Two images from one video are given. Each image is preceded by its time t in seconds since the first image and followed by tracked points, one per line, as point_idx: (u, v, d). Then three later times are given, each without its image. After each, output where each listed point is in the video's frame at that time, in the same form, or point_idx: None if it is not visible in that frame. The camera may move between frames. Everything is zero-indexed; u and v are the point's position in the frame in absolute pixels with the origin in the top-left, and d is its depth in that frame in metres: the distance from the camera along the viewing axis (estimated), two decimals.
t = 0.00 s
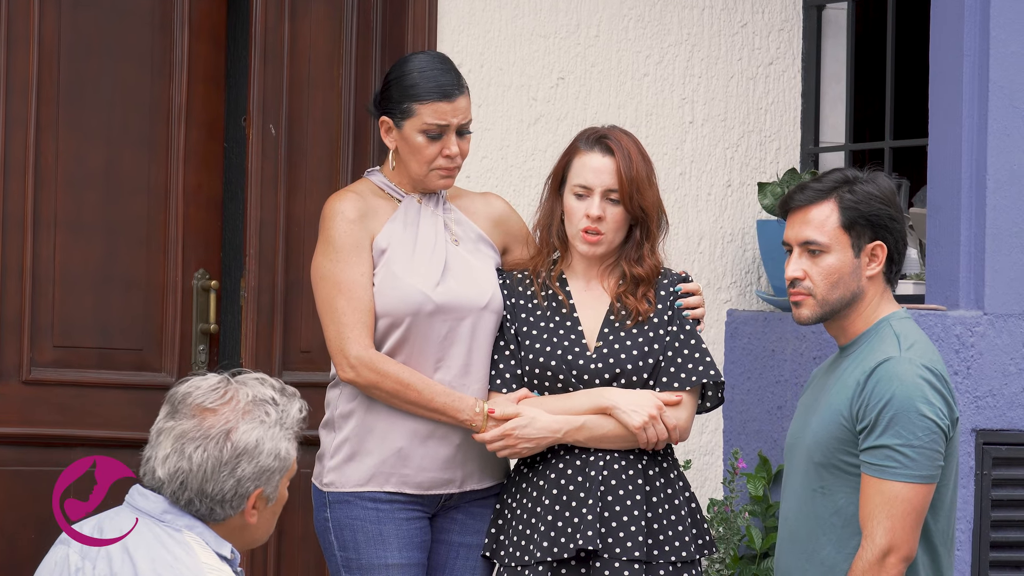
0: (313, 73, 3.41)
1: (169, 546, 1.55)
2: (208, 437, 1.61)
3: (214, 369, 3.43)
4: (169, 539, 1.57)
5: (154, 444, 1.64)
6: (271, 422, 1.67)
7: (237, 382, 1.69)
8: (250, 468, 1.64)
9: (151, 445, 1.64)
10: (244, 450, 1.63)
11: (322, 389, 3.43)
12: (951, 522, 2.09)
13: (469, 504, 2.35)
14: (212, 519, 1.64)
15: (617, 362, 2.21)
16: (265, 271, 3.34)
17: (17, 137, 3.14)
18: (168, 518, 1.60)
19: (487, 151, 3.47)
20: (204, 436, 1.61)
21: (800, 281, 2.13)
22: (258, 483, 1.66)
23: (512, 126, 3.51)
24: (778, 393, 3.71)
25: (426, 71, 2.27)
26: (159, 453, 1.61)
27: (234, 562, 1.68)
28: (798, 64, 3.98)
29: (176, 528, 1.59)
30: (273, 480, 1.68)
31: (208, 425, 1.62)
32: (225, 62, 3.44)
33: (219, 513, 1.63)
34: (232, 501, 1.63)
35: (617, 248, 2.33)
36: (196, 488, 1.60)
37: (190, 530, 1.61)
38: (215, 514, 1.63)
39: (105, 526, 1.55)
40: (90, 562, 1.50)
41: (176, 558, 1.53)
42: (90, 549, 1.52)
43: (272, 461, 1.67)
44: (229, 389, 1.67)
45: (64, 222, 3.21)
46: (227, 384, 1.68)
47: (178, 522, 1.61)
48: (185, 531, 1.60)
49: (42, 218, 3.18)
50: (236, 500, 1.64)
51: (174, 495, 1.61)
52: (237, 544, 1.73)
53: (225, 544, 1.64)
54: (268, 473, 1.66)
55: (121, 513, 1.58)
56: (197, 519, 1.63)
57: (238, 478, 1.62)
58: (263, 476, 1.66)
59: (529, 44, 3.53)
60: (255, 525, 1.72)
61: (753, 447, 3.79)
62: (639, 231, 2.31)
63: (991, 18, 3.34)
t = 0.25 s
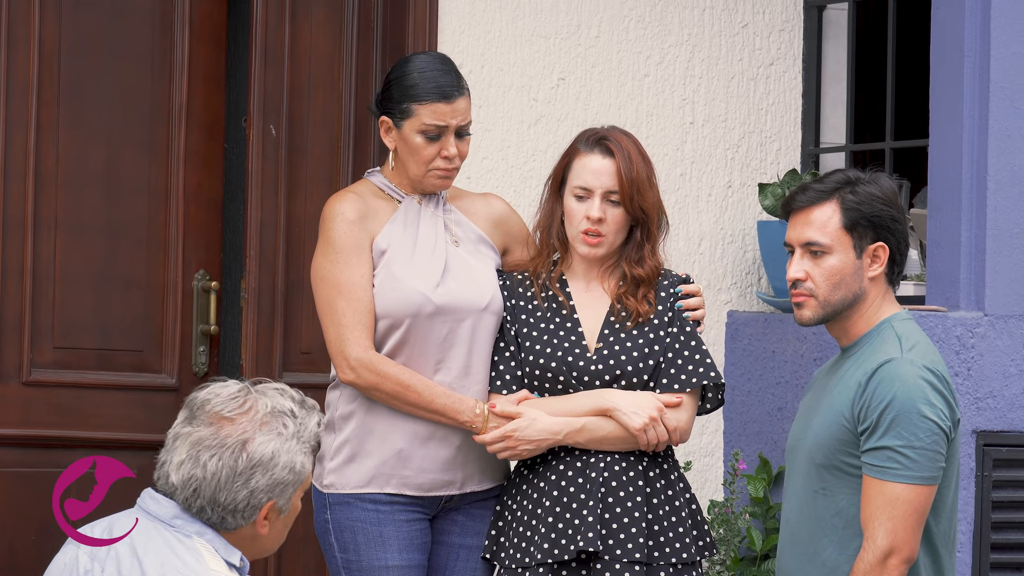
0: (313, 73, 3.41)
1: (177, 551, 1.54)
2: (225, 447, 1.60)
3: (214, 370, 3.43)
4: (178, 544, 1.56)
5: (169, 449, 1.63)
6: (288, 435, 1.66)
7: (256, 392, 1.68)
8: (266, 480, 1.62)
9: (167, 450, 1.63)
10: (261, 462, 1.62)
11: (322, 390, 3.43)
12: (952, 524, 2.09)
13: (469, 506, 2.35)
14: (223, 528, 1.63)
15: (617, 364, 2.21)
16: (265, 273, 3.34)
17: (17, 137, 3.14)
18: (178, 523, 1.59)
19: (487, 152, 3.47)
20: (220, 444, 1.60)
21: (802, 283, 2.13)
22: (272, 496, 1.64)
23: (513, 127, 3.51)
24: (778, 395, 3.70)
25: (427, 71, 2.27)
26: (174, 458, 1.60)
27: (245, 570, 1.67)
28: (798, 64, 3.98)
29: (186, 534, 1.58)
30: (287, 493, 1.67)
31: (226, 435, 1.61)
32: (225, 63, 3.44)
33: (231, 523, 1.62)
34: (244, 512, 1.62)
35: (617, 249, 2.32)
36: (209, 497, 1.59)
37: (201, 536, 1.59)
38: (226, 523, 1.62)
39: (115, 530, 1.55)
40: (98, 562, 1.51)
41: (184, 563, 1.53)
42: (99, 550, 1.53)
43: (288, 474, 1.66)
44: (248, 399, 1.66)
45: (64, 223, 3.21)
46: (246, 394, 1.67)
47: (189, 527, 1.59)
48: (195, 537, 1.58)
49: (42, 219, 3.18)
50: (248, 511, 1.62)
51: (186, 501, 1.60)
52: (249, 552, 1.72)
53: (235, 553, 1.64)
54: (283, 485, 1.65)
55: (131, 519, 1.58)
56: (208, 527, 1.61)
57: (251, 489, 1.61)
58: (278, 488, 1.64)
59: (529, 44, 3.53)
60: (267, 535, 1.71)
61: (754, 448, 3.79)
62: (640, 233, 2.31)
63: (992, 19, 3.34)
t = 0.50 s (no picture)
0: (315, 76, 3.41)
1: (188, 559, 1.52)
2: (243, 454, 1.57)
3: (216, 372, 3.43)
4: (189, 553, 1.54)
5: (189, 450, 1.60)
6: (309, 449, 1.62)
7: (281, 403, 1.64)
8: (282, 492, 1.59)
9: (187, 451, 1.61)
10: (279, 474, 1.58)
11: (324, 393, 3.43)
12: (956, 527, 2.09)
13: (471, 509, 2.35)
14: (234, 536, 1.60)
15: (620, 367, 2.21)
16: (267, 275, 3.34)
17: (20, 139, 3.14)
18: (191, 529, 1.57)
19: (489, 154, 3.47)
20: (239, 452, 1.57)
21: (805, 286, 2.13)
22: (285, 508, 1.61)
23: (515, 129, 3.51)
24: (781, 397, 3.70)
25: (430, 74, 2.27)
26: (193, 461, 1.58)
27: None
28: (800, 67, 3.98)
29: (198, 541, 1.56)
30: (302, 506, 1.63)
31: (247, 442, 1.58)
32: (227, 66, 3.45)
33: (241, 531, 1.59)
34: (256, 522, 1.58)
35: (619, 252, 2.32)
36: (222, 502, 1.56)
37: (213, 543, 1.57)
38: (237, 531, 1.59)
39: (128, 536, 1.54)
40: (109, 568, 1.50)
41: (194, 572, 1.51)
42: (111, 555, 1.52)
43: (305, 487, 1.62)
44: (273, 409, 1.63)
45: (66, 226, 3.21)
46: (272, 404, 1.63)
47: (201, 534, 1.57)
48: (207, 544, 1.56)
49: (44, 222, 3.18)
50: (260, 521, 1.59)
51: (200, 506, 1.57)
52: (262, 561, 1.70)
53: (246, 560, 1.62)
54: (299, 499, 1.61)
55: (145, 523, 1.56)
56: (219, 533, 1.59)
57: (265, 499, 1.58)
58: (293, 502, 1.61)
59: (531, 47, 3.53)
60: (278, 546, 1.68)
61: (756, 451, 3.78)
62: (642, 236, 2.31)
63: (994, 22, 3.35)
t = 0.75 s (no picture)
0: (315, 75, 3.41)
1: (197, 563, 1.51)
2: (268, 455, 1.57)
3: (216, 372, 3.43)
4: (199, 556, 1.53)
5: (219, 443, 1.61)
6: (333, 468, 1.61)
7: (320, 420, 1.65)
8: (296, 501, 1.57)
9: (217, 444, 1.62)
10: (298, 484, 1.57)
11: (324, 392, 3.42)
12: (956, 527, 2.09)
13: (471, 508, 2.35)
14: (240, 537, 1.58)
15: (620, 367, 2.21)
16: (267, 275, 3.34)
17: (19, 139, 3.14)
18: (199, 532, 1.56)
19: (489, 154, 3.47)
20: (263, 451, 1.57)
21: (806, 285, 2.13)
22: (294, 520, 1.59)
23: (515, 129, 3.51)
24: (780, 396, 3.70)
25: (429, 75, 2.27)
26: (219, 451, 1.58)
27: None
28: (800, 66, 3.98)
29: (206, 544, 1.55)
30: (312, 523, 1.61)
31: (277, 445, 1.58)
32: (227, 65, 3.45)
33: (245, 533, 1.57)
34: (262, 526, 1.56)
35: (619, 251, 2.32)
36: (235, 499, 1.55)
37: (221, 547, 1.56)
38: (243, 531, 1.57)
39: (137, 537, 1.53)
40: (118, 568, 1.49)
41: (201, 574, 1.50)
42: (120, 555, 1.51)
43: (320, 503, 1.60)
44: (310, 422, 1.63)
45: (65, 226, 3.21)
46: (311, 420, 1.63)
47: (210, 537, 1.56)
48: (215, 548, 1.55)
49: (43, 222, 3.17)
50: (267, 526, 1.57)
51: (213, 498, 1.57)
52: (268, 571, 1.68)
53: (254, 565, 1.60)
54: (311, 514, 1.59)
55: (154, 526, 1.55)
56: (228, 536, 1.58)
57: (276, 504, 1.56)
58: (304, 515, 1.59)
59: (531, 46, 3.53)
60: (281, 559, 1.66)
61: (756, 450, 3.78)
62: (642, 235, 2.30)
63: (994, 21, 3.35)
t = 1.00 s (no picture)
0: (314, 75, 3.41)
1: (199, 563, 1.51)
2: (293, 459, 1.56)
3: (215, 372, 3.42)
4: (203, 558, 1.53)
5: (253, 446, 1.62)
6: (353, 490, 1.58)
7: (355, 447, 1.64)
8: (307, 512, 1.54)
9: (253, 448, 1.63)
10: (314, 497, 1.55)
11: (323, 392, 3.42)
12: (956, 526, 2.09)
13: (470, 508, 2.34)
14: (248, 537, 1.56)
15: (620, 366, 2.21)
16: (266, 274, 3.33)
17: (18, 139, 3.14)
18: (207, 536, 1.56)
19: (488, 153, 3.47)
20: (290, 454, 1.56)
21: (806, 285, 2.13)
22: (302, 531, 1.55)
23: (513, 128, 3.51)
24: (780, 396, 3.70)
25: (428, 74, 2.27)
26: (249, 449, 1.59)
27: None
28: (799, 66, 3.98)
29: (212, 548, 1.55)
30: (320, 542, 1.57)
31: (306, 453, 1.57)
32: (226, 65, 3.44)
33: (252, 534, 1.55)
34: (268, 530, 1.54)
35: (619, 251, 2.32)
36: (250, 494, 1.54)
37: (228, 552, 1.56)
38: (251, 530, 1.55)
39: (148, 537, 1.55)
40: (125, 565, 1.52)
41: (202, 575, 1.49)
42: (130, 554, 1.53)
43: (332, 522, 1.56)
44: (346, 444, 1.63)
45: (64, 225, 3.20)
46: (348, 444, 1.63)
47: (217, 541, 1.56)
48: (221, 552, 1.55)
49: (42, 221, 3.17)
50: (274, 529, 1.54)
51: (231, 492, 1.56)
52: None
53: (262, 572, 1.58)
54: (319, 530, 1.56)
55: (166, 529, 1.57)
56: (237, 540, 1.57)
57: (288, 508, 1.54)
58: (313, 530, 1.55)
59: (530, 46, 3.53)
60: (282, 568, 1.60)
61: (755, 449, 3.78)
62: (641, 234, 2.30)
63: (993, 21, 3.35)
